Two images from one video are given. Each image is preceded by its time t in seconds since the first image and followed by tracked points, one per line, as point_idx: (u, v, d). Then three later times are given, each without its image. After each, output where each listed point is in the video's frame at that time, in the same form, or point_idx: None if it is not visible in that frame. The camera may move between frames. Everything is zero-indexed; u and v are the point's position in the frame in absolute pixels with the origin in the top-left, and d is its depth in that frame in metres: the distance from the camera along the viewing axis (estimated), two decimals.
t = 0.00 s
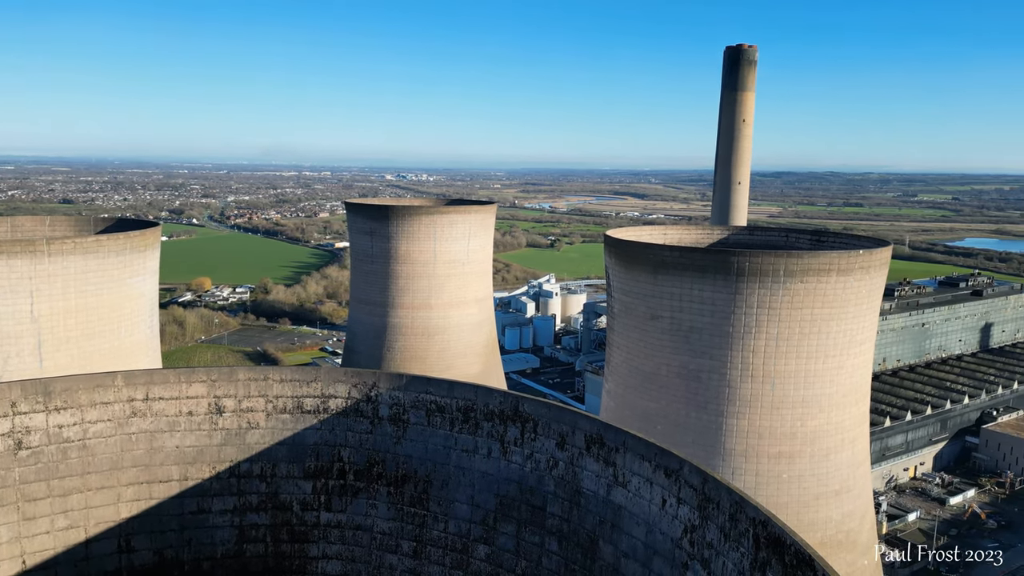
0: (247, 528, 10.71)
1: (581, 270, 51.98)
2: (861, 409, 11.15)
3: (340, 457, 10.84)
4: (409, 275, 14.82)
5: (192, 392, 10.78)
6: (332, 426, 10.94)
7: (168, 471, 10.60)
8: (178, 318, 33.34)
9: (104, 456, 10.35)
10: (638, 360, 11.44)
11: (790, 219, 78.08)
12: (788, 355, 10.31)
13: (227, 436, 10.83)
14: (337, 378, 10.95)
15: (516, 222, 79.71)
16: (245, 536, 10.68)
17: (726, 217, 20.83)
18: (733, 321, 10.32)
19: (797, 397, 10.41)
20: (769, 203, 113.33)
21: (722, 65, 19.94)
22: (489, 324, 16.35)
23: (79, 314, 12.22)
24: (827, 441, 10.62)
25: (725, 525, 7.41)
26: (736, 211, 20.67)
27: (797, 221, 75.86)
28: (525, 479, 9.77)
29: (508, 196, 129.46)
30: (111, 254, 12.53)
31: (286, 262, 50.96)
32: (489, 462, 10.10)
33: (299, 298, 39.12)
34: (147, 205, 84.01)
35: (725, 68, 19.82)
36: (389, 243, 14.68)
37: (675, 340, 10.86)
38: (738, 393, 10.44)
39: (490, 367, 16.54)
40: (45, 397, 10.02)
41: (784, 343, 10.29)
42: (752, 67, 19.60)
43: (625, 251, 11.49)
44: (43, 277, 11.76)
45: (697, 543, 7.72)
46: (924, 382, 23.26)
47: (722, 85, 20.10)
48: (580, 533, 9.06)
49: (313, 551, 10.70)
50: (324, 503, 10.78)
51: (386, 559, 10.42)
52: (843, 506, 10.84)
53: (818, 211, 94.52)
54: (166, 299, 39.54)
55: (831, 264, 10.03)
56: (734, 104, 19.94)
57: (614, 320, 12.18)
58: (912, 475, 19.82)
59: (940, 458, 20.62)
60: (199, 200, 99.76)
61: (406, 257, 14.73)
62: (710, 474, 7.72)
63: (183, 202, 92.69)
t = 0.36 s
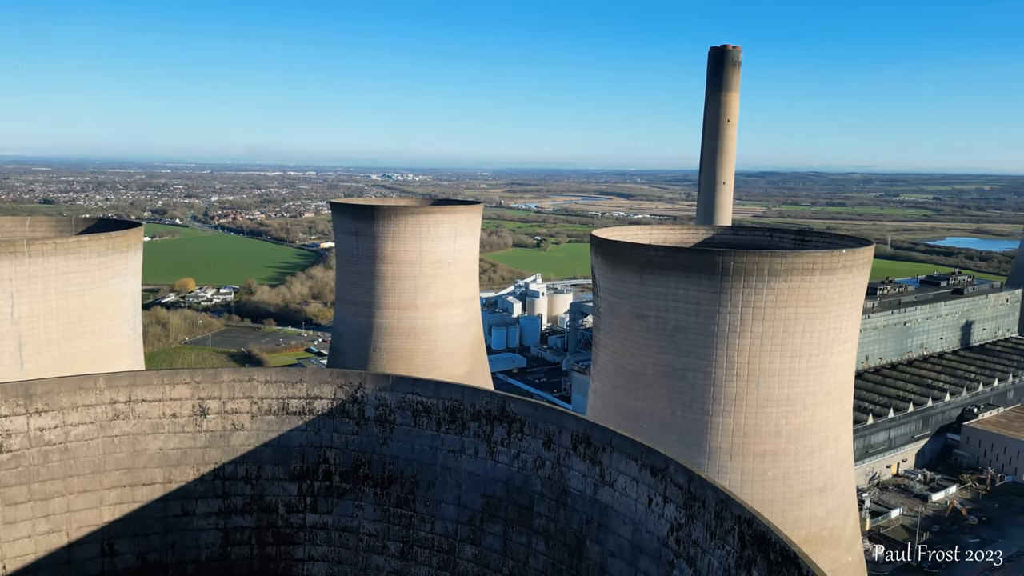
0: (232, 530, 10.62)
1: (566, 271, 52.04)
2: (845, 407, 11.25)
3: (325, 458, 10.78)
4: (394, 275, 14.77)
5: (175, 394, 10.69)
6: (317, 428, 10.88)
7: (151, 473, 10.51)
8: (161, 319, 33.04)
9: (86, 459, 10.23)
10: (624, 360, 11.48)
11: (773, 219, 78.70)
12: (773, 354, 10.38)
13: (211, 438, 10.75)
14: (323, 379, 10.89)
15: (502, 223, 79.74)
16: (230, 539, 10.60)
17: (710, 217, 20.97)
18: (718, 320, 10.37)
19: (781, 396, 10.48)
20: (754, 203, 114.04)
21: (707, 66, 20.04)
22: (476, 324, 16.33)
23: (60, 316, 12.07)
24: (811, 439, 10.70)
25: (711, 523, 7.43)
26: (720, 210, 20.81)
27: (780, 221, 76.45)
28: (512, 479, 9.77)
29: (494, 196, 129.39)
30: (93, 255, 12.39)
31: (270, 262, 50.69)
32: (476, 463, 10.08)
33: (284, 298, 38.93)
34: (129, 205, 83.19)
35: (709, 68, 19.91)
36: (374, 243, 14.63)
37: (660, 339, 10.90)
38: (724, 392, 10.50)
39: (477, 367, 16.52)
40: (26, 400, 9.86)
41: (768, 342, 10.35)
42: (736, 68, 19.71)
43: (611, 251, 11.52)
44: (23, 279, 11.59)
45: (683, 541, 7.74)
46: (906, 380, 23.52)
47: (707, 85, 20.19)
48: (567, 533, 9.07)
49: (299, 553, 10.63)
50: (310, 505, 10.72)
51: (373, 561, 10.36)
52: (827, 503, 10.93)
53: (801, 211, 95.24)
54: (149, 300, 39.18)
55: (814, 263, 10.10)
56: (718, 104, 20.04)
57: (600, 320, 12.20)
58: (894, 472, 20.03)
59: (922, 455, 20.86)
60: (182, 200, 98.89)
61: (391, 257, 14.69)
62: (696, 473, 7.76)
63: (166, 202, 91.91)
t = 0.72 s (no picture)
0: (215, 533, 10.52)
1: (551, 270, 52.06)
2: (827, 405, 11.35)
3: (310, 459, 10.71)
4: (379, 275, 14.71)
5: (157, 396, 10.57)
6: (302, 429, 10.81)
7: (133, 476, 10.40)
8: (143, 320, 32.67)
9: (67, 463, 10.09)
10: (609, 359, 11.51)
11: (756, 218, 79.28)
12: (756, 352, 10.44)
13: (194, 440, 10.65)
14: (307, 380, 10.83)
15: (487, 222, 79.65)
16: (213, 541, 10.50)
17: (694, 216, 21.10)
18: (703, 319, 10.42)
19: (765, 394, 10.55)
20: (738, 202, 114.81)
21: (690, 66, 20.14)
22: (461, 324, 16.31)
23: (39, 317, 11.89)
24: (794, 437, 10.79)
25: (696, 521, 7.47)
26: (703, 210, 20.94)
27: (764, 220, 77.01)
28: (498, 479, 9.76)
29: (480, 196, 129.25)
30: (72, 255, 12.23)
31: (253, 262, 50.34)
32: (461, 463, 10.07)
33: (267, 299, 38.66)
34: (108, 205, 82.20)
35: (693, 68, 20.01)
36: (359, 242, 14.56)
37: (645, 338, 10.94)
38: (708, 390, 10.55)
39: (463, 367, 16.48)
40: (4, 403, 9.70)
41: (751, 340, 10.41)
42: (719, 68, 19.83)
43: (596, 251, 11.54)
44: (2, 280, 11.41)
45: (668, 540, 7.77)
46: (888, 377, 23.78)
47: (690, 85, 20.29)
48: (553, 532, 9.07)
49: (283, 555, 10.55)
50: (295, 507, 10.64)
51: (358, 562, 10.32)
52: (810, 500, 11.02)
53: (784, 210, 95.98)
54: (130, 301, 38.75)
55: (796, 262, 10.19)
56: (702, 105, 20.16)
57: (585, 319, 12.22)
58: (876, 469, 20.25)
59: (903, 452, 21.11)
60: (163, 200, 97.90)
61: (376, 257, 14.63)
62: (681, 471, 7.79)
63: (147, 202, 90.92)
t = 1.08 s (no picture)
0: (199, 536, 10.43)
1: (538, 270, 52.02)
2: (809, 403, 11.45)
3: (294, 461, 10.64)
4: (363, 275, 14.65)
5: (139, 398, 10.44)
6: (286, 430, 10.73)
7: (114, 479, 10.28)
8: (123, 322, 32.27)
9: (47, 466, 9.95)
10: (595, 358, 11.54)
11: (739, 218, 79.79)
12: (740, 351, 10.51)
13: (176, 442, 10.54)
14: (291, 382, 10.76)
15: (473, 222, 79.53)
16: (197, 545, 10.41)
17: (678, 216, 21.21)
18: (687, 318, 10.47)
19: (749, 392, 10.62)
20: (722, 202, 115.48)
21: (674, 66, 20.22)
22: (446, 324, 16.28)
23: (18, 319, 11.71)
24: (777, 434, 10.88)
25: (681, 519, 7.50)
26: (687, 210, 21.05)
27: (747, 220, 77.52)
28: (483, 479, 9.75)
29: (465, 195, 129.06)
30: (51, 256, 12.06)
31: (236, 262, 49.99)
32: (447, 463, 10.05)
33: (251, 299, 38.37)
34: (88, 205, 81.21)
35: (676, 69, 20.10)
36: (343, 242, 14.49)
37: (630, 337, 10.97)
38: (692, 389, 10.60)
39: (448, 367, 16.45)
40: None
41: (735, 339, 10.47)
42: (703, 68, 19.92)
43: (581, 250, 11.55)
44: None
45: (654, 538, 7.79)
46: (869, 375, 24.04)
47: (674, 85, 20.38)
48: (539, 532, 9.08)
49: (267, 557, 10.46)
50: (279, 509, 10.56)
51: (344, 564, 10.28)
52: (793, 497, 11.12)
53: (767, 210, 96.75)
54: (111, 302, 38.30)
55: (779, 261, 10.27)
56: (685, 105, 20.25)
57: (570, 319, 12.24)
58: (858, 465, 20.46)
59: (885, 448, 21.35)
60: (145, 199, 96.87)
61: (361, 257, 14.56)
62: (665, 469, 7.83)
63: (128, 202, 89.92)
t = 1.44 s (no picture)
0: (181, 540, 10.33)
1: (523, 270, 52.01)
2: (793, 400, 11.55)
3: (278, 463, 10.57)
4: (348, 275, 14.58)
5: (120, 400, 10.31)
6: (270, 432, 10.66)
7: (96, 483, 10.14)
8: (104, 323, 31.87)
9: (26, 470, 9.81)
10: (580, 357, 11.56)
11: (722, 218, 80.27)
12: (724, 349, 10.57)
13: (158, 445, 10.43)
14: (275, 383, 10.68)
15: (458, 223, 79.34)
16: (179, 548, 10.29)
17: (662, 216, 21.32)
18: (671, 317, 10.52)
19: (732, 390, 10.69)
20: (706, 201, 116.07)
21: (658, 67, 20.31)
22: (431, 324, 16.24)
23: None
24: (761, 432, 10.96)
25: (666, 517, 7.53)
26: (671, 209, 21.16)
27: (731, 220, 77.92)
28: (469, 479, 9.74)
29: (450, 195, 128.85)
30: (30, 257, 11.90)
31: (219, 262, 49.68)
32: (433, 464, 10.02)
33: (234, 300, 38.07)
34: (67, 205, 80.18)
35: (660, 69, 20.19)
36: (327, 243, 14.41)
37: (615, 336, 11.00)
38: (676, 387, 10.66)
39: (434, 367, 16.40)
40: None
41: (719, 338, 10.53)
42: (686, 69, 20.02)
43: (566, 250, 11.57)
44: None
45: (639, 536, 7.82)
46: (851, 373, 24.29)
47: (658, 86, 20.46)
48: (525, 531, 9.09)
49: (251, 560, 10.37)
50: (263, 511, 10.48)
51: (329, 566, 10.23)
52: (776, 494, 11.20)
53: (750, 210, 97.40)
54: (91, 303, 37.84)
55: (763, 261, 10.34)
56: (669, 105, 20.35)
57: (555, 318, 12.26)
58: (840, 462, 20.67)
59: (866, 445, 21.60)
60: (125, 199, 95.78)
61: (345, 257, 14.49)
62: (650, 467, 7.86)
63: (108, 202, 88.93)
